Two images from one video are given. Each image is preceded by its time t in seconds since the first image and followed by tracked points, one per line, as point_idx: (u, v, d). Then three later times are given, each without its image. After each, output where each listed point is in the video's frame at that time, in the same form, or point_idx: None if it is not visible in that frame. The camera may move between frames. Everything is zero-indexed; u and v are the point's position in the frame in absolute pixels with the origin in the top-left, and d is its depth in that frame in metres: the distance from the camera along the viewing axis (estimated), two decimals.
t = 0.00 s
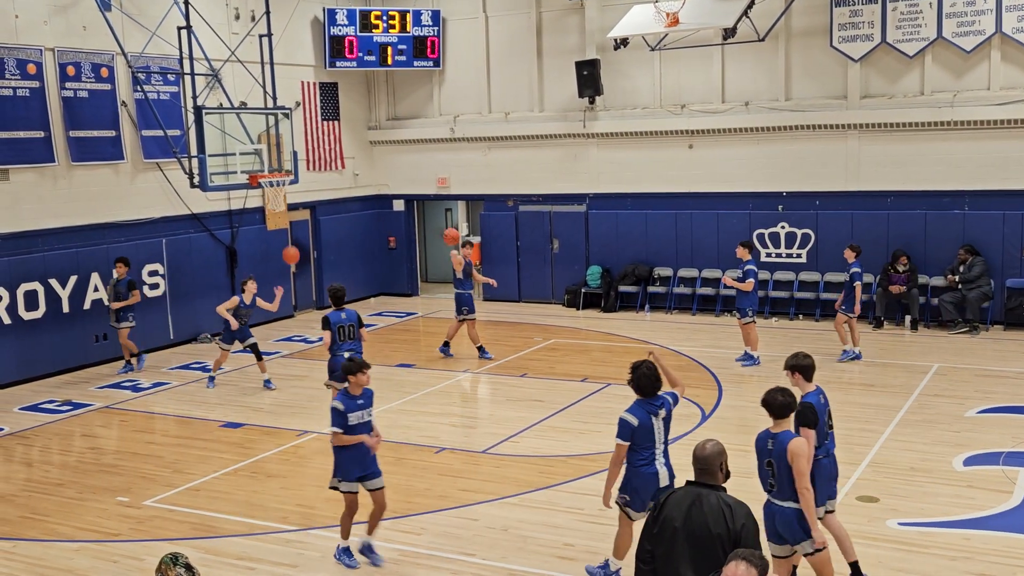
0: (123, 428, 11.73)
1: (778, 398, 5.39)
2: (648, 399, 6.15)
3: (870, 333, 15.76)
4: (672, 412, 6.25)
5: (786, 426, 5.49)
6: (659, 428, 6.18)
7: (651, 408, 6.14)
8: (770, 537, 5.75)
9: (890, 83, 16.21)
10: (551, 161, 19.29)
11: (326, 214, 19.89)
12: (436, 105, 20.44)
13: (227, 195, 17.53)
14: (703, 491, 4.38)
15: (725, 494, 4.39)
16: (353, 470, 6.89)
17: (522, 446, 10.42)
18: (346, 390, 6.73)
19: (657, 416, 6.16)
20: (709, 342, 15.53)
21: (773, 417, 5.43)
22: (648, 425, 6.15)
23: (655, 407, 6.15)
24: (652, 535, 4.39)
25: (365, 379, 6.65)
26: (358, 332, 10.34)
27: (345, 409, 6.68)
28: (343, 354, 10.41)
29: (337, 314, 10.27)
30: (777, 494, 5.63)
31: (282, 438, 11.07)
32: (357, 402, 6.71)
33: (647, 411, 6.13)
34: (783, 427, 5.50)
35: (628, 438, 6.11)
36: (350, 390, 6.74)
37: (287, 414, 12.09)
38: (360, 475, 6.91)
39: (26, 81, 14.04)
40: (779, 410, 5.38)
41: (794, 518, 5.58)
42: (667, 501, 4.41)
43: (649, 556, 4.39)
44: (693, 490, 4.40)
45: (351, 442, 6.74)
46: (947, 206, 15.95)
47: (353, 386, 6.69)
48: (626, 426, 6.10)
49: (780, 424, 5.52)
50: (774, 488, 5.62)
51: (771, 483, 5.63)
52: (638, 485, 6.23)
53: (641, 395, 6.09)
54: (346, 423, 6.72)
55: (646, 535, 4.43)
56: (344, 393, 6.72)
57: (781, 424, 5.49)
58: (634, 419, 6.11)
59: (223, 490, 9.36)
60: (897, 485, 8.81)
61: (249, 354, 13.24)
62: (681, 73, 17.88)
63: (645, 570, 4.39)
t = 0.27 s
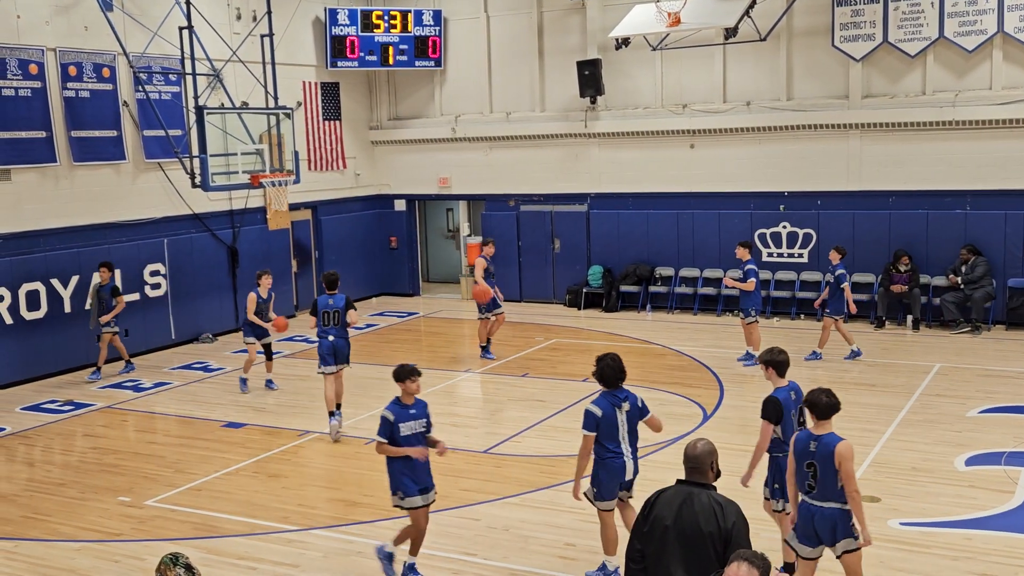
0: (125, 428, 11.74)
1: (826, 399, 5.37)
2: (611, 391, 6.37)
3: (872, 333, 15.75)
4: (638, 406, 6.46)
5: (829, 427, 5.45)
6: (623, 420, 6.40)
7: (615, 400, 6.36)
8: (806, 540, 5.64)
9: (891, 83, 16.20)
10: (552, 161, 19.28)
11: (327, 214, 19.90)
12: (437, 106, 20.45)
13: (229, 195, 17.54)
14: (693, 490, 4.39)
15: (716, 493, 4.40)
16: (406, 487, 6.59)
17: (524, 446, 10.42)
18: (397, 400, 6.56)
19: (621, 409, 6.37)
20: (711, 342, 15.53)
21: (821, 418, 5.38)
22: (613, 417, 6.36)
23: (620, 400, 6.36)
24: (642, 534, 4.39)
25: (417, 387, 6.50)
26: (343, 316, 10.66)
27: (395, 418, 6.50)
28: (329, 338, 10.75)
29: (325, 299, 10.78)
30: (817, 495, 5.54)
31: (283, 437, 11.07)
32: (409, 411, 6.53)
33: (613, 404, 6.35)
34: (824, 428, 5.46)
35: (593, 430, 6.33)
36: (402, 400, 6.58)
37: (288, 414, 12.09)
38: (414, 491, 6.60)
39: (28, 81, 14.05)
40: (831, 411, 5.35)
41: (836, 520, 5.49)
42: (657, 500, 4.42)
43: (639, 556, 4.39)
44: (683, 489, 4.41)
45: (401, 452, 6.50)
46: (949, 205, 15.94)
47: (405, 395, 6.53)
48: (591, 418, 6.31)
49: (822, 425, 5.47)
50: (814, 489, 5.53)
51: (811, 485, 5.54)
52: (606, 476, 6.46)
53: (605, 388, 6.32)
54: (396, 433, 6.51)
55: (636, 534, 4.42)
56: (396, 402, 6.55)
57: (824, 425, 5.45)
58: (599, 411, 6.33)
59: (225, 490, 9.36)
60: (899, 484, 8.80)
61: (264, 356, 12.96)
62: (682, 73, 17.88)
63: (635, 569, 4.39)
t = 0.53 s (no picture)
0: (126, 428, 11.75)
1: (863, 395, 5.50)
2: (589, 388, 6.46)
3: (873, 333, 15.73)
4: (615, 405, 6.54)
5: (864, 423, 5.62)
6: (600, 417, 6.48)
7: (592, 396, 6.46)
8: (832, 533, 5.78)
9: (893, 83, 16.19)
10: (553, 161, 19.28)
11: (329, 214, 19.91)
12: (439, 106, 20.45)
13: (230, 195, 17.54)
14: (692, 490, 4.38)
15: (715, 492, 4.39)
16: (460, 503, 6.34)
17: (525, 446, 10.42)
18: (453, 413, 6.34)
19: (599, 405, 6.47)
20: (712, 342, 15.53)
21: (857, 414, 5.52)
22: (590, 413, 6.45)
23: (597, 396, 6.46)
24: (641, 536, 4.37)
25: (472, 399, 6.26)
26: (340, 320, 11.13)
27: (448, 432, 6.28)
28: (326, 340, 11.23)
29: (324, 302, 11.21)
30: (846, 488, 5.68)
31: (284, 438, 11.08)
32: (463, 424, 6.29)
33: (590, 399, 6.45)
34: (853, 422, 5.62)
35: (570, 424, 6.43)
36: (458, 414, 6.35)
37: (290, 414, 12.10)
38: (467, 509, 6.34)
39: (29, 81, 14.06)
40: (869, 409, 5.49)
41: (864, 512, 5.66)
42: (656, 502, 4.40)
43: (638, 558, 4.37)
44: (681, 490, 4.40)
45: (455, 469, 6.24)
46: (950, 205, 15.94)
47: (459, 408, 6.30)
48: (567, 413, 6.41)
49: (853, 421, 5.62)
50: (845, 483, 5.66)
51: (841, 479, 5.67)
52: (585, 471, 6.55)
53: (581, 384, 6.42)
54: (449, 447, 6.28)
55: (634, 536, 4.40)
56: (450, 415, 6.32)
57: (856, 421, 5.60)
58: (576, 407, 6.43)
59: (226, 490, 9.36)
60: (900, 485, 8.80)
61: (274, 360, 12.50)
62: (683, 73, 17.87)
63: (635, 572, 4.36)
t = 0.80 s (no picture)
0: (127, 428, 11.74)
1: (878, 393, 5.62)
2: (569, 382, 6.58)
3: (874, 333, 15.73)
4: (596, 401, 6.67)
5: (876, 421, 5.73)
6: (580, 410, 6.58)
7: (572, 390, 6.59)
8: (848, 533, 5.82)
9: (894, 83, 16.18)
10: (555, 161, 19.28)
11: (330, 214, 19.91)
12: (440, 106, 20.45)
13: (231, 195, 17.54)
14: (703, 494, 4.39)
15: (724, 494, 4.41)
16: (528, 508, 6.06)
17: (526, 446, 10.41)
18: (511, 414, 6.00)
19: (578, 399, 6.60)
20: (713, 342, 15.52)
21: (871, 411, 5.63)
22: (569, 407, 6.58)
23: (577, 390, 6.60)
24: (653, 541, 4.35)
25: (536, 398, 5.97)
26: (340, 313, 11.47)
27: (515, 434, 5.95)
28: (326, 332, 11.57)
29: (324, 295, 11.45)
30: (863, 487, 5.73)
31: (285, 438, 11.08)
32: (527, 425, 5.99)
33: (570, 393, 6.58)
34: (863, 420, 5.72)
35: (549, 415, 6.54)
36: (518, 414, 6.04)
37: (291, 413, 12.10)
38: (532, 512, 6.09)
39: (31, 81, 14.07)
40: (884, 404, 5.63)
41: (880, 508, 5.76)
42: (667, 506, 4.40)
43: (650, 563, 4.34)
44: (692, 494, 4.40)
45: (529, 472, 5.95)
46: (952, 206, 15.93)
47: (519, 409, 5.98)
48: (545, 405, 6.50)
49: (866, 419, 5.72)
50: (862, 482, 5.73)
51: (859, 478, 5.73)
52: (564, 464, 6.63)
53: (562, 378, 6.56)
54: (517, 451, 5.96)
55: (645, 542, 4.38)
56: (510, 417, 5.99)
57: (869, 419, 5.70)
58: (555, 399, 6.55)
59: (227, 489, 9.36)
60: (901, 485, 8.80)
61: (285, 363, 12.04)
62: (684, 73, 17.87)
63: None
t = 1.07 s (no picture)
0: (128, 428, 11.74)
1: (870, 390, 5.63)
2: (546, 363, 6.94)
3: (875, 334, 15.72)
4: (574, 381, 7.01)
5: (871, 415, 5.75)
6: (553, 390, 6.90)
7: (550, 369, 6.94)
8: (856, 529, 5.85)
9: (895, 83, 16.18)
10: (556, 161, 19.28)
11: (331, 214, 19.91)
12: (441, 106, 20.45)
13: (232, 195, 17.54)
14: (721, 495, 4.37)
15: (743, 496, 4.39)
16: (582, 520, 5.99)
17: (527, 446, 10.41)
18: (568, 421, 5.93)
19: (556, 378, 6.94)
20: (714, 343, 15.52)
21: (865, 407, 5.65)
22: (548, 384, 6.92)
23: (555, 370, 6.94)
24: (669, 543, 4.38)
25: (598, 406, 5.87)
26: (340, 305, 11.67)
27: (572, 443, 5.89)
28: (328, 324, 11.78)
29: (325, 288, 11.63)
30: (867, 482, 5.77)
31: (286, 438, 11.08)
32: (584, 434, 5.92)
33: (547, 372, 6.93)
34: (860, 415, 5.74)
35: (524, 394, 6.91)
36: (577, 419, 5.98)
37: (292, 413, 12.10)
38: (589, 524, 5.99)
39: (32, 81, 14.08)
40: (876, 399, 5.64)
41: (886, 501, 5.80)
42: (684, 508, 4.40)
43: (666, 564, 4.37)
44: (710, 495, 4.40)
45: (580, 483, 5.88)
46: (953, 206, 15.92)
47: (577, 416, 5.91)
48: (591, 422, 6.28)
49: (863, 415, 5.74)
50: (866, 477, 5.76)
51: (863, 473, 5.75)
52: (542, 439, 6.96)
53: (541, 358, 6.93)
54: (574, 460, 5.90)
55: (662, 543, 4.40)
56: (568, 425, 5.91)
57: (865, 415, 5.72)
58: (533, 377, 6.92)
59: (227, 489, 9.36)
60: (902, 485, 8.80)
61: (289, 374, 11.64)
62: (685, 73, 17.87)
63: None
